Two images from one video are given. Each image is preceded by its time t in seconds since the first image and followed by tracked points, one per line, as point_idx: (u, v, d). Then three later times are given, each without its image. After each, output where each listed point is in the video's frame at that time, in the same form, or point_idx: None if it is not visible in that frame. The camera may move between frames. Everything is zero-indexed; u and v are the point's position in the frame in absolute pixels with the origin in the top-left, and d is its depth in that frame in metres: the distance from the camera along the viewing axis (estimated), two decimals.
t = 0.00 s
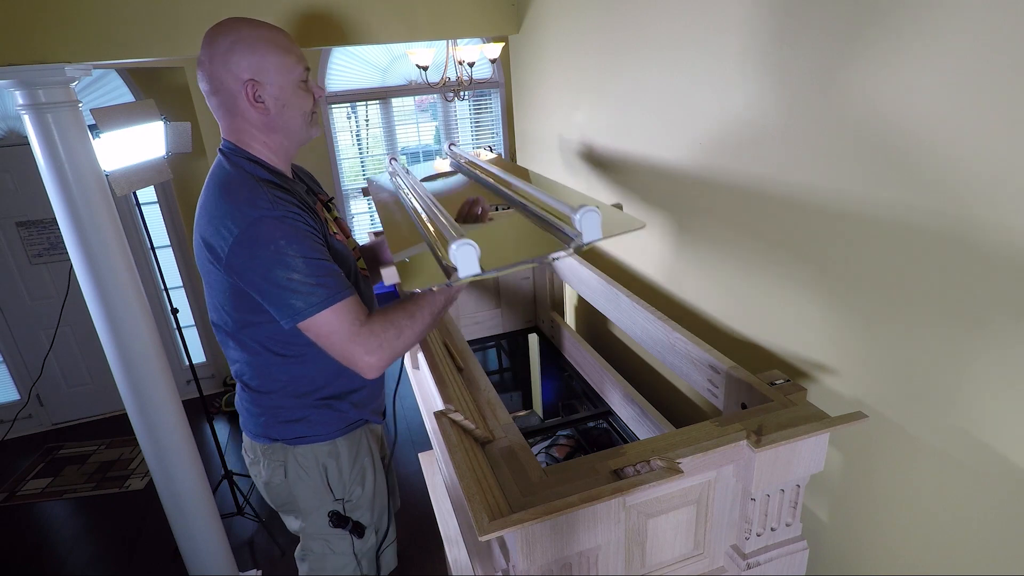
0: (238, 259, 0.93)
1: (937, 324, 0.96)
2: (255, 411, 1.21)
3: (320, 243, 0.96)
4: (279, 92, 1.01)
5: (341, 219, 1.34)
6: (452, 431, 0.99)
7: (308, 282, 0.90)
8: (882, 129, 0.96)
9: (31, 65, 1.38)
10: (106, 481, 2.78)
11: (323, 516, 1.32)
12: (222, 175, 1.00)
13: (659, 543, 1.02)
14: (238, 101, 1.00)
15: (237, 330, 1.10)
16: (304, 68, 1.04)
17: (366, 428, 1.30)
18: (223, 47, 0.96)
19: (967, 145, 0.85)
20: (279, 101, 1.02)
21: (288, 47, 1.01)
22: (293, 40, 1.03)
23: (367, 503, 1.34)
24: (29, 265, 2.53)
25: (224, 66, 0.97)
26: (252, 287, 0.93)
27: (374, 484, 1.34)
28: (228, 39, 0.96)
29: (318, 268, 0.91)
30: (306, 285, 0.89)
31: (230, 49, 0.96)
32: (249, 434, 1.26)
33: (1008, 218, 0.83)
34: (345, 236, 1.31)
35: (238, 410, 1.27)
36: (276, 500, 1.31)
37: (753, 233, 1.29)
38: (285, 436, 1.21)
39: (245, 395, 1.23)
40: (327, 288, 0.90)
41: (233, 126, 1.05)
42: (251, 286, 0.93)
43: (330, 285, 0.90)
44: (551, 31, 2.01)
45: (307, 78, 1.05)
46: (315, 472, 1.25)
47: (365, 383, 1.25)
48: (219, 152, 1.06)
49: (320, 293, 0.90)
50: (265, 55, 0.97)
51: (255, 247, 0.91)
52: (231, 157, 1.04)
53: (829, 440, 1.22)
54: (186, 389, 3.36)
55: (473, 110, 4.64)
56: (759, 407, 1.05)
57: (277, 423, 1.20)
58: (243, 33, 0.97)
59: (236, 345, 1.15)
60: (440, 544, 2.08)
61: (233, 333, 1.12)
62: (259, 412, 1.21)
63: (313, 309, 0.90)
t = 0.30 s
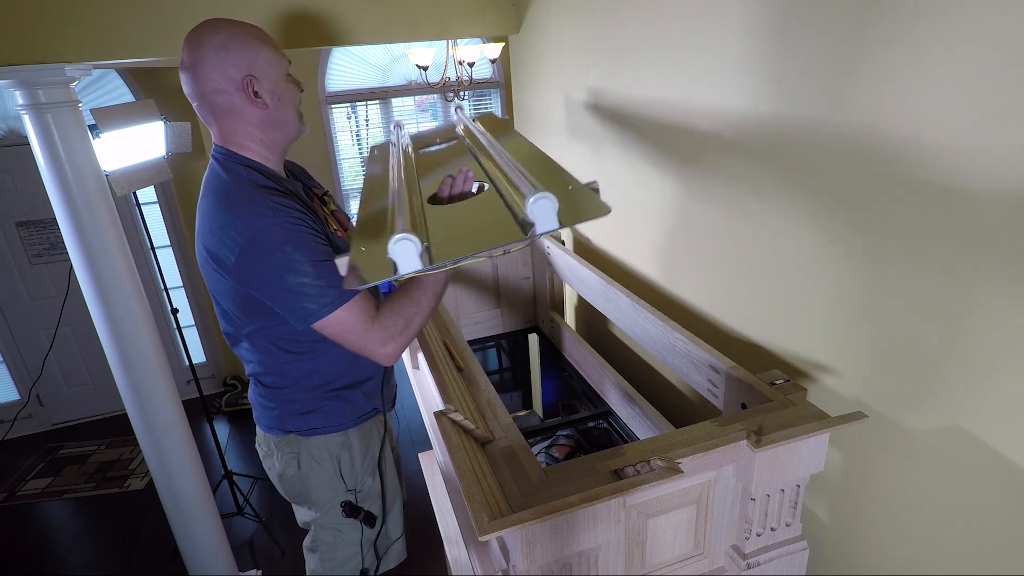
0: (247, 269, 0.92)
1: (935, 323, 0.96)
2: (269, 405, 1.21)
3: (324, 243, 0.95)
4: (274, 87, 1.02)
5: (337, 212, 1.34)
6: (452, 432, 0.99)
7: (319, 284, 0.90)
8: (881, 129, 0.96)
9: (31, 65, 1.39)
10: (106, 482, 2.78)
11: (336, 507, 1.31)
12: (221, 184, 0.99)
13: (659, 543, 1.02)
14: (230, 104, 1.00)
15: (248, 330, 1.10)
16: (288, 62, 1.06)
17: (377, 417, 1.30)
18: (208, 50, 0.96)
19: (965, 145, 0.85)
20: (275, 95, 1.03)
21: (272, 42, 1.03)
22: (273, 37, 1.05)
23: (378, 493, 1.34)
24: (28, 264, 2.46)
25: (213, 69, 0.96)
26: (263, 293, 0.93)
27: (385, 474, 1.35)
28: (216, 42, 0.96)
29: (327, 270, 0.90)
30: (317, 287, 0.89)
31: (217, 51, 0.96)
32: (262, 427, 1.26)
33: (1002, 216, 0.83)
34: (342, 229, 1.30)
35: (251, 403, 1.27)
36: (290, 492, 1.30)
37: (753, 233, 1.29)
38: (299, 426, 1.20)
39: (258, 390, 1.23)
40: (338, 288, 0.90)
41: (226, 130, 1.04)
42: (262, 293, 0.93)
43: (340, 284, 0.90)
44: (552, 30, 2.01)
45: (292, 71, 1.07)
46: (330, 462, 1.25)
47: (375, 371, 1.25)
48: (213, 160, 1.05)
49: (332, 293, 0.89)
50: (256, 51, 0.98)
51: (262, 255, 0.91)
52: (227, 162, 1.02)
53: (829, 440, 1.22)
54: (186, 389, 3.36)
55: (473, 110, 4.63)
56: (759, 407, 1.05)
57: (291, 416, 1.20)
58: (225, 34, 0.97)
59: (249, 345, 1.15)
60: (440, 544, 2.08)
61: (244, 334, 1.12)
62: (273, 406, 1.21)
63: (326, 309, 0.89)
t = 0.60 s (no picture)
0: (252, 270, 0.92)
1: (935, 324, 0.96)
2: (274, 403, 1.21)
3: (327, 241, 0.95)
4: (268, 84, 1.02)
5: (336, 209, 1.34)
6: (452, 432, 0.99)
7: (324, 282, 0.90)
8: (881, 129, 0.96)
9: (31, 65, 1.39)
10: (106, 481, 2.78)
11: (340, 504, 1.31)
12: (224, 185, 0.99)
13: (659, 544, 1.02)
14: (225, 106, 1.00)
15: (254, 328, 1.10)
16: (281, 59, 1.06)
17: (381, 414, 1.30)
18: (200, 52, 0.96)
19: (965, 146, 0.85)
20: (269, 93, 1.03)
21: (263, 40, 1.03)
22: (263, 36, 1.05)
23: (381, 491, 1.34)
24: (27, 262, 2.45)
25: (205, 71, 0.96)
26: (268, 292, 0.93)
27: (389, 472, 1.34)
28: (207, 45, 0.96)
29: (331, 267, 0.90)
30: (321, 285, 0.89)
31: (209, 52, 0.96)
32: (268, 424, 1.26)
33: (1002, 217, 0.83)
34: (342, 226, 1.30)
35: (256, 401, 1.26)
36: (293, 490, 1.29)
37: (753, 233, 1.29)
38: (304, 424, 1.20)
39: (263, 387, 1.23)
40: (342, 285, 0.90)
41: (224, 132, 1.04)
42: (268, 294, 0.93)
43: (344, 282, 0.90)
44: (552, 30, 2.00)
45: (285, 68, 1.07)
46: (334, 458, 1.25)
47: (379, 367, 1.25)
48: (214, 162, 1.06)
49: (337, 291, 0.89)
50: (247, 50, 0.99)
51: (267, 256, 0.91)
52: (228, 163, 1.02)
53: (829, 440, 1.22)
54: (186, 389, 3.36)
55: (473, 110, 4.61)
56: (759, 407, 1.05)
57: (296, 413, 1.20)
58: (216, 35, 0.97)
59: (255, 345, 1.15)
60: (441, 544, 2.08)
61: (249, 333, 1.12)
62: (278, 403, 1.20)
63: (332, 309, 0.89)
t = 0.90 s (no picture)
0: (246, 264, 0.93)
1: (935, 324, 0.96)
2: (274, 404, 1.21)
3: (319, 234, 0.95)
4: (256, 85, 1.02)
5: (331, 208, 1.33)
6: (452, 432, 0.99)
7: (314, 275, 0.90)
8: (881, 129, 0.96)
9: (31, 65, 1.38)
10: (106, 481, 2.78)
11: (341, 504, 1.31)
12: (212, 186, 0.99)
13: (659, 543, 1.02)
14: (214, 108, 1.00)
15: (250, 329, 1.11)
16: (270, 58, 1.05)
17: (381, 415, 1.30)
18: (187, 54, 0.96)
19: (966, 146, 0.85)
20: (258, 92, 1.02)
21: (250, 39, 1.02)
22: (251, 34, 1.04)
23: (383, 490, 1.35)
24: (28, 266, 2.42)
25: (192, 74, 0.96)
26: (262, 290, 0.94)
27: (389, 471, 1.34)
28: (193, 45, 0.96)
29: (320, 260, 0.90)
30: (312, 279, 0.89)
31: (197, 54, 0.96)
32: (267, 426, 1.26)
33: (1002, 216, 0.83)
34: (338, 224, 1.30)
35: (256, 404, 1.27)
36: (295, 491, 1.29)
37: (753, 233, 1.29)
38: (304, 426, 1.20)
39: (263, 389, 1.23)
40: (333, 277, 0.90)
41: (214, 133, 1.04)
42: (262, 288, 0.93)
43: (335, 274, 0.90)
44: (552, 30, 2.00)
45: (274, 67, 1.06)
46: (335, 458, 1.25)
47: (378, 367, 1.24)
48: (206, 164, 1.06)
49: (327, 283, 0.89)
50: (234, 51, 0.98)
51: (258, 249, 0.91)
52: (218, 164, 1.03)
53: (829, 440, 1.22)
54: (186, 389, 3.36)
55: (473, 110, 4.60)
56: (759, 407, 1.05)
57: (296, 415, 1.20)
58: (202, 36, 0.97)
59: (253, 347, 1.15)
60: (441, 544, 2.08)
61: (246, 335, 1.12)
62: (278, 405, 1.21)
63: (324, 300, 0.89)
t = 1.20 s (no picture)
0: (233, 261, 0.93)
1: (936, 324, 0.96)
2: (267, 407, 1.21)
3: (307, 230, 0.96)
4: (244, 90, 1.01)
5: (324, 208, 1.32)
6: (452, 431, 0.99)
7: (303, 268, 0.91)
8: (881, 130, 0.96)
9: (31, 65, 1.38)
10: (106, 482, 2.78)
11: (334, 507, 1.31)
12: (198, 186, 1.00)
13: (659, 543, 1.02)
14: (201, 108, 1.00)
15: (240, 331, 1.11)
16: (265, 63, 1.05)
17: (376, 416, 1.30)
18: (180, 52, 0.96)
19: (967, 146, 0.85)
20: (247, 97, 1.02)
21: (242, 43, 1.01)
22: (246, 37, 1.03)
23: (376, 493, 1.34)
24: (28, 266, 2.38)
25: (182, 73, 0.96)
26: (252, 286, 0.95)
27: (382, 475, 1.34)
28: (184, 45, 0.97)
29: (308, 253, 0.91)
30: (301, 272, 0.90)
31: (189, 54, 0.96)
32: (261, 429, 1.26)
33: (1004, 215, 0.83)
34: (331, 224, 1.28)
35: (249, 407, 1.27)
36: (288, 493, 1.30)
37: (753, 233, 1.29)
38: (297, 428, 1.21)
39: (255, 392, 1.24)
40: (321, 268, 0.91)
41: (204, 134, 1.04)
42: (252, 285, 0.94)
43: (323, 266, 0.91)
44: (552, 30, 2.00)
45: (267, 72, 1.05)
46: (327, 462, 1.25)
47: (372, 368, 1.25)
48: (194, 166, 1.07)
49: (317, 275, 0.90)
50: (222, 55, 0.98)
51: (245, 245, 0.92)
52: (204, 165, 1.03)
53: (829, 440, 1.22)
54: (187, 389, 3.36)
55: (473, 110, 4.60)
56: (760, 407, 1.05)
57: (288, 417, 1.20)
58: (198, 35, 0.97)
59: (245, 350, 1.15)
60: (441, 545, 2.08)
61: (236, 338, 1.13)
62: (270, 408, 1.21)
63: (313, 291, 0.91)
